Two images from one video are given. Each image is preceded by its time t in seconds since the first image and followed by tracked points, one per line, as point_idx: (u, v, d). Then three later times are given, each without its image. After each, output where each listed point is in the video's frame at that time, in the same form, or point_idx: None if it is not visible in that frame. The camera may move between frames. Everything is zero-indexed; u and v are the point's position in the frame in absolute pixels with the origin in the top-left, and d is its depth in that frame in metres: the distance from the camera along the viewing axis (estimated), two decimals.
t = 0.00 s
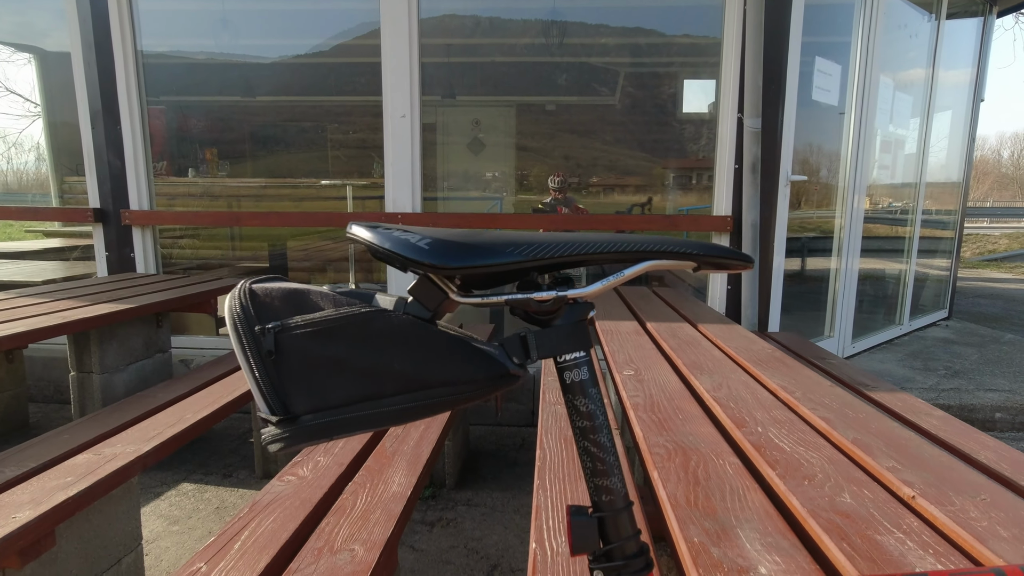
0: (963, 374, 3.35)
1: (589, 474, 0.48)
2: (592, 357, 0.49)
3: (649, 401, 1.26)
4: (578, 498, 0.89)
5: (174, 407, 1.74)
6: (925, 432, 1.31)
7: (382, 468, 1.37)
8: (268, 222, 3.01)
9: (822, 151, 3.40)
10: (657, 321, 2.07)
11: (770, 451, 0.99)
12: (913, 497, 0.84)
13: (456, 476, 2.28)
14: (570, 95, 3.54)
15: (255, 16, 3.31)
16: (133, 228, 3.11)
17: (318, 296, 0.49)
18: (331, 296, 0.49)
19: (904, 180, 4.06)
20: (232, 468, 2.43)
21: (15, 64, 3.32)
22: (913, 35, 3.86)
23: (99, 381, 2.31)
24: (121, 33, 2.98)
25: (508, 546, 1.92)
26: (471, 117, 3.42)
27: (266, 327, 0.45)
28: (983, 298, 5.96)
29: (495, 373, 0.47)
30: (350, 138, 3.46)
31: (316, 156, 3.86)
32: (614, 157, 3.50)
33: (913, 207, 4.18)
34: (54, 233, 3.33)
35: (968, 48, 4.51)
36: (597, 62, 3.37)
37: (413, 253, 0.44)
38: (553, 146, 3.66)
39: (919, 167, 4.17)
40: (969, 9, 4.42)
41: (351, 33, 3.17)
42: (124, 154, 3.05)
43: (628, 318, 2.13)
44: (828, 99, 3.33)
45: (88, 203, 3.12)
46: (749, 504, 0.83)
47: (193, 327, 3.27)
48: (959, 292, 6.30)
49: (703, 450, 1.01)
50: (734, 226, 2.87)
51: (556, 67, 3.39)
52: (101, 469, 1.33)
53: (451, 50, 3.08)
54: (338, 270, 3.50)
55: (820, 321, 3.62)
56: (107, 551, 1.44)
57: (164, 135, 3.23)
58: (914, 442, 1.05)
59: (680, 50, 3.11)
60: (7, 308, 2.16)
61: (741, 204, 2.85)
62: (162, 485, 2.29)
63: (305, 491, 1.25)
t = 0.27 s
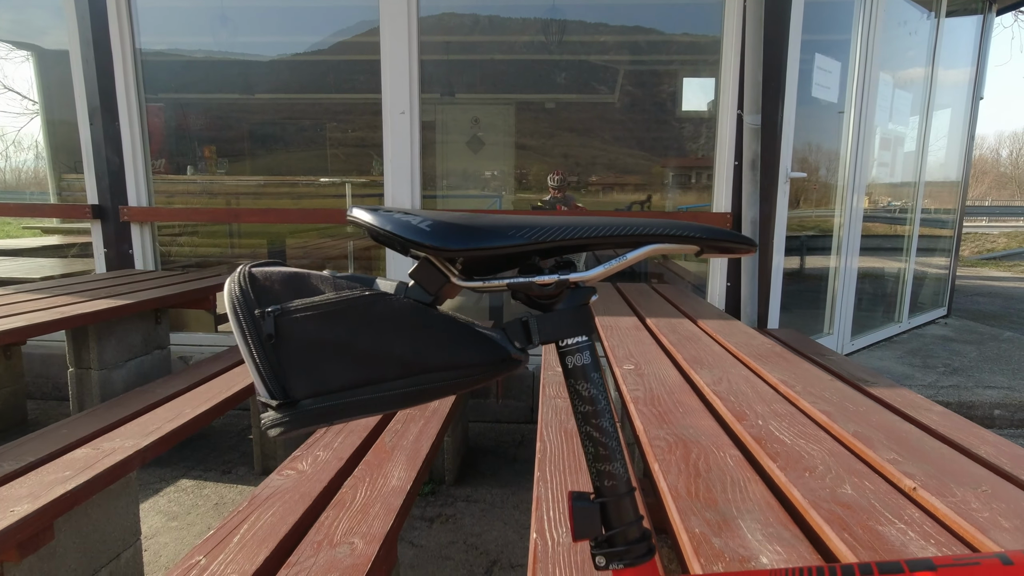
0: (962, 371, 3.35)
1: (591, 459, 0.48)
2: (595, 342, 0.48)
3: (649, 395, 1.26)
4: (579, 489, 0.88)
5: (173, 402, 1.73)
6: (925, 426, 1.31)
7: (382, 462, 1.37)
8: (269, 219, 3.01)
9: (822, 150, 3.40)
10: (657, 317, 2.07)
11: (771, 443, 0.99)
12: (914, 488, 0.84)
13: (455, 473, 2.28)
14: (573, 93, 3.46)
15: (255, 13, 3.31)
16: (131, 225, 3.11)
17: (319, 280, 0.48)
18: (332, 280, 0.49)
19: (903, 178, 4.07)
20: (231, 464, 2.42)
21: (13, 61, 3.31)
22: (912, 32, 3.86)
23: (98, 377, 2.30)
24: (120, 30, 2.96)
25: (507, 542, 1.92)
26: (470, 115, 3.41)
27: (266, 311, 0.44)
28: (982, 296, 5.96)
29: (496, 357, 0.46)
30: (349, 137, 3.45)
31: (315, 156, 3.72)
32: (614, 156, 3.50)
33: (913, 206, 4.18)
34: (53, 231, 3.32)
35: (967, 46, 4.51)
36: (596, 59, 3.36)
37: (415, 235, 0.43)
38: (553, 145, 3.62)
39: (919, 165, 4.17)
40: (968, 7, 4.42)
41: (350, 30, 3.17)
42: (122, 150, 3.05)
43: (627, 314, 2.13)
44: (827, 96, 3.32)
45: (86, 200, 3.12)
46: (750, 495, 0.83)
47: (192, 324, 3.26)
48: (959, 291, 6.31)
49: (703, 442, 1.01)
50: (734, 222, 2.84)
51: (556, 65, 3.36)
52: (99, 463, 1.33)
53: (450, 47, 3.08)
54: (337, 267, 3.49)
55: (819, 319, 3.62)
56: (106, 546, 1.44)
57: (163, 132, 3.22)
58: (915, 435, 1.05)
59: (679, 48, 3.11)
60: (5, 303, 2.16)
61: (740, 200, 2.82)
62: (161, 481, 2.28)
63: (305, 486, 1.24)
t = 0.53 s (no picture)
0: (961, 369, 3.35)
1: (591, 458, 0.48)
2: (595, 339, 0.48)
3: (648, 393, 1.26)
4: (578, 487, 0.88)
5: (172, 401, 1.73)
6: (924, 424, 1.31)
7: (381, 461, 1.37)
8: (268, 217, 3.00)
9: (821, 149, 3.40)
10: (657, 315, 2.07)
11: (771, 442, 0.99)
12: (913, 487, 0.84)
13: (454, 471, 2.28)
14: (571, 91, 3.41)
15: (252, 11, 3.28)
16: (129, 223, 3.10)
17: (316, 277, 0.48)
18: (329, 277, 0.49)
19: (902, 178, 4.07)
20: (230, 463, 2.42)
21: (10, 59, 3.29)
22: (911, 31, 3.86)
23: (96, 376, 2.30)
24: (118, 28, 2.96)
25: (506, 540, 1.92)
26: (469, 114, 3.34)
27: (263, 308, 0.44)
28: (980, 295, 5.96)
29: (496, 354, 0.46)
30: (348, 136, 3.44)
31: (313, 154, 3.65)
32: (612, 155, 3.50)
33: (911, 205, 4.19)
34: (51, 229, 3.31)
35: (966, 45, 4.52)
36: (596, 58, 3.35)
37: (413, 231, 0.43)
38: (552, 143, 3.58)
39: (918, 164, 4.17)
40: (967, 6, 4.42)
41: (349, 30, 3.18)
42: (120, 148, 3.04)
43: (627, 313, 2.13)
44: (827, 94, 3.32)
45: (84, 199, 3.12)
46: (749, 494, 0.83)
47: (191, 322, 3.26)
48: (958, 290, 6.31)
49: (702, 440, 1.01)
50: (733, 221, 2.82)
51: (554, 64, 3.34)
52: (97, 462, 1.33)
53: (449, 46, 3.07)
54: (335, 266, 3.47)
55: (818, 317, 3.62)
56: (104, 545, 1.43)
57: (162, 131, 3.21)
58: (914, 434, 1.05)
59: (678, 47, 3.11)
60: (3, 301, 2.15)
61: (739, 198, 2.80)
62: (159, 480, 2.28)
63: (303, 484, 1.24)
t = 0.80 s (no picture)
0: (959, 370, 3.36)
1: (590, 466, 0.48)
2: (595, 347, 0.48)
3: (648, 396, 1.25)
4: (576, 492, 0.88)
5: (170, 402, 1.73)
6: (922, 426, 1.31)
7: (379, 463, 1.37)
8: (266, 218, 2.99)
9: (820, 149, 3.40)
10: (655, 316, 2.07)
11: (770, 445, 0.99)
12: (913, 491, 0.84)
13: (452, 472, 2.27)
14: (570, 91, 3.42)
15: (250, 8, 3.24)
16: (127, 223, 3.09)
17: (314, 284, 0.48)
18: (327, 284, 0.48)
19: (900, 177, 4.07)
20: (228, 464, 2.42)
21: (7, 58, 3.28)
22: (910, 31, 3.86)
23: (93, 376, 2.29)
24: (115, 27, 2.95)
25: (505, 541, 1.91)
26: (467, 113, 3.30)
27: (261, 316, 0.44)
28: (978, 295, 5.97)
29: (495, 362, 0.46)
30: (347, 135, 3.45)
31: (312, 153, 3.69)
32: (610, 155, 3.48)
33: (910, 205, 4.19)
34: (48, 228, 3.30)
35: (965, 45, 4.52)
36: (596, 58, 3.35)
37: (411, 239, 0.43)
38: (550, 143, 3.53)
39: (916, 164, 4.17)
40: (965, 6, 4.42)
41: (347, 30, 3.17)
42: (118, 148, 3.04)
43: (626, 313, 2.12)
44: (825, 94, 3.32)
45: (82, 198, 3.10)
46: (748, 498, 0.83)
47: (189, 322, 3.25)
48: (956, 289, 6.32)
49: (701, 444, 1.01)
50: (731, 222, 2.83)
51: (553, 63, 3.32)
52: (95, 464, 1.32)
53: (447, 46, 3.06)
54: (334, 266, 3.45)
55: (816, 317, 3.63)
56: (101, 547, 1.43)
57: (159, 130, 3.21)
58: (913, 437, 1.05)
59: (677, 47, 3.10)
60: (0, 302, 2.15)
61: (738, 199, 2.81)
62: (157, 481, 2.27)
63: (301, 487, 1.24)
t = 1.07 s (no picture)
0: (956, 371, 3.37)
1: (593, 470, 0.47)
2: (598, 352, 0.47)
3: (648, 398, 1.25)
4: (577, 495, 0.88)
5: (168, 403, 1.72)
6: (921, 428, 1.31)
7: (378, 465, 1.36)
8: (264, 218, 2.99)
9: (818, 150, 3.40)
10: (655, 317, 2.07)
11: (770, 448, 0.99)
12: (912, 494, 0.84)
13: (451, 473, 2.27)
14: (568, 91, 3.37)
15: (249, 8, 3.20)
16: (125, 223, 3.08)
17: (317, 288, 0.48)
18: (331, 288, 0.48)
19: (898, 178, 4.08)
20: (226, 464, 2.41)
21: (4, 57, 3.26)
22: (908, 32, 3.87)
23: (91, 377, 2.28)
24: (114, 26, 2.96)
25: (504, 543, 1.91)
26: (466, 113, 3.27)
27: (264, 321, 0.44)
28: (975, 296, 5.99)
29: (497, 367, 0.46)
30: (345, 134, 3.42)
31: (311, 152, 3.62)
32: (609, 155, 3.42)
33: (908, 206, 4.20)
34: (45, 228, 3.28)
35: (963, 47, 4.53)
36: (594, 58, 3.30)
37: (415, 244, 0.43)
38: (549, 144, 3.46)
39: (914, 165, 4.18)
40: (964, 8, 4.43)
41: (344, 29, 3.16)
42: (116, 149, 3.03)
43: (625, 314, 2.13)
44: (824, 95, 3.32)
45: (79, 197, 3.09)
46: (749, 501, 0.83)
47: (187, 322, 3.24)
48: (953, 290, 6.34)
49: (702, 446, 1.01)
50: (730, 223, 2.85)
51: (552, 63, 3.30)
52: (93, 466, 1.32)
53: (446, 46, 3.05)
54: (332, 266, 3.46)
55: (814, 318, 3.63)
56: (99, 549, 1.42)
57: (157, 129, 3.21)
58: (912, 439, 1.05)
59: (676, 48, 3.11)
60: None
61: (737, 201, 2.84)
62: (155, 482, 2.27)
63: (301, 488, 1.23)
